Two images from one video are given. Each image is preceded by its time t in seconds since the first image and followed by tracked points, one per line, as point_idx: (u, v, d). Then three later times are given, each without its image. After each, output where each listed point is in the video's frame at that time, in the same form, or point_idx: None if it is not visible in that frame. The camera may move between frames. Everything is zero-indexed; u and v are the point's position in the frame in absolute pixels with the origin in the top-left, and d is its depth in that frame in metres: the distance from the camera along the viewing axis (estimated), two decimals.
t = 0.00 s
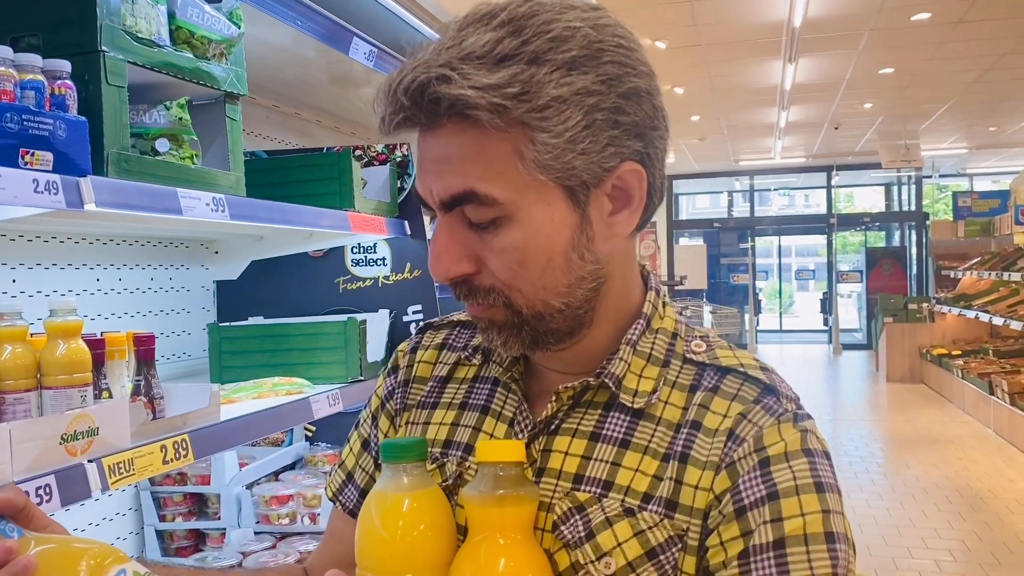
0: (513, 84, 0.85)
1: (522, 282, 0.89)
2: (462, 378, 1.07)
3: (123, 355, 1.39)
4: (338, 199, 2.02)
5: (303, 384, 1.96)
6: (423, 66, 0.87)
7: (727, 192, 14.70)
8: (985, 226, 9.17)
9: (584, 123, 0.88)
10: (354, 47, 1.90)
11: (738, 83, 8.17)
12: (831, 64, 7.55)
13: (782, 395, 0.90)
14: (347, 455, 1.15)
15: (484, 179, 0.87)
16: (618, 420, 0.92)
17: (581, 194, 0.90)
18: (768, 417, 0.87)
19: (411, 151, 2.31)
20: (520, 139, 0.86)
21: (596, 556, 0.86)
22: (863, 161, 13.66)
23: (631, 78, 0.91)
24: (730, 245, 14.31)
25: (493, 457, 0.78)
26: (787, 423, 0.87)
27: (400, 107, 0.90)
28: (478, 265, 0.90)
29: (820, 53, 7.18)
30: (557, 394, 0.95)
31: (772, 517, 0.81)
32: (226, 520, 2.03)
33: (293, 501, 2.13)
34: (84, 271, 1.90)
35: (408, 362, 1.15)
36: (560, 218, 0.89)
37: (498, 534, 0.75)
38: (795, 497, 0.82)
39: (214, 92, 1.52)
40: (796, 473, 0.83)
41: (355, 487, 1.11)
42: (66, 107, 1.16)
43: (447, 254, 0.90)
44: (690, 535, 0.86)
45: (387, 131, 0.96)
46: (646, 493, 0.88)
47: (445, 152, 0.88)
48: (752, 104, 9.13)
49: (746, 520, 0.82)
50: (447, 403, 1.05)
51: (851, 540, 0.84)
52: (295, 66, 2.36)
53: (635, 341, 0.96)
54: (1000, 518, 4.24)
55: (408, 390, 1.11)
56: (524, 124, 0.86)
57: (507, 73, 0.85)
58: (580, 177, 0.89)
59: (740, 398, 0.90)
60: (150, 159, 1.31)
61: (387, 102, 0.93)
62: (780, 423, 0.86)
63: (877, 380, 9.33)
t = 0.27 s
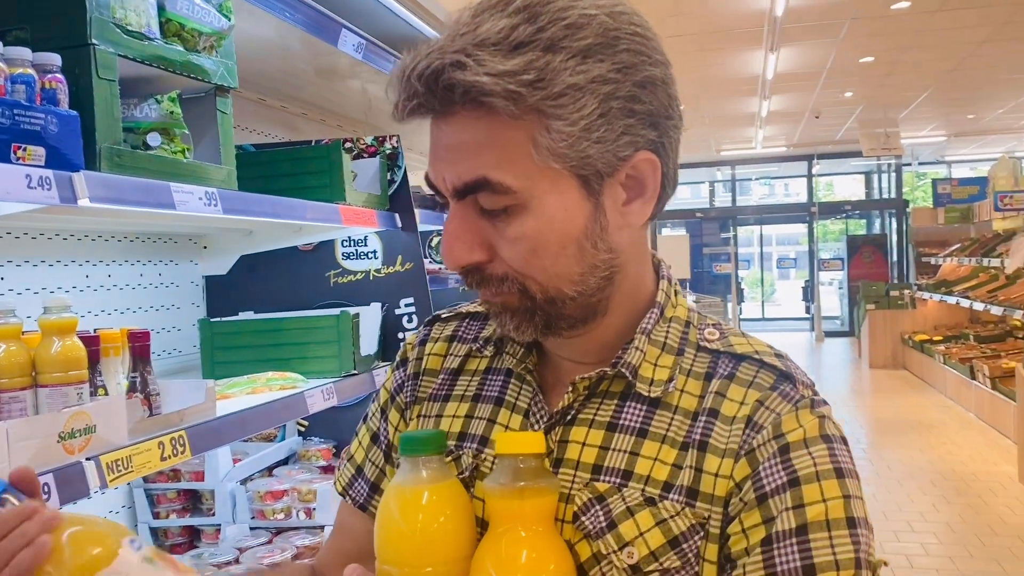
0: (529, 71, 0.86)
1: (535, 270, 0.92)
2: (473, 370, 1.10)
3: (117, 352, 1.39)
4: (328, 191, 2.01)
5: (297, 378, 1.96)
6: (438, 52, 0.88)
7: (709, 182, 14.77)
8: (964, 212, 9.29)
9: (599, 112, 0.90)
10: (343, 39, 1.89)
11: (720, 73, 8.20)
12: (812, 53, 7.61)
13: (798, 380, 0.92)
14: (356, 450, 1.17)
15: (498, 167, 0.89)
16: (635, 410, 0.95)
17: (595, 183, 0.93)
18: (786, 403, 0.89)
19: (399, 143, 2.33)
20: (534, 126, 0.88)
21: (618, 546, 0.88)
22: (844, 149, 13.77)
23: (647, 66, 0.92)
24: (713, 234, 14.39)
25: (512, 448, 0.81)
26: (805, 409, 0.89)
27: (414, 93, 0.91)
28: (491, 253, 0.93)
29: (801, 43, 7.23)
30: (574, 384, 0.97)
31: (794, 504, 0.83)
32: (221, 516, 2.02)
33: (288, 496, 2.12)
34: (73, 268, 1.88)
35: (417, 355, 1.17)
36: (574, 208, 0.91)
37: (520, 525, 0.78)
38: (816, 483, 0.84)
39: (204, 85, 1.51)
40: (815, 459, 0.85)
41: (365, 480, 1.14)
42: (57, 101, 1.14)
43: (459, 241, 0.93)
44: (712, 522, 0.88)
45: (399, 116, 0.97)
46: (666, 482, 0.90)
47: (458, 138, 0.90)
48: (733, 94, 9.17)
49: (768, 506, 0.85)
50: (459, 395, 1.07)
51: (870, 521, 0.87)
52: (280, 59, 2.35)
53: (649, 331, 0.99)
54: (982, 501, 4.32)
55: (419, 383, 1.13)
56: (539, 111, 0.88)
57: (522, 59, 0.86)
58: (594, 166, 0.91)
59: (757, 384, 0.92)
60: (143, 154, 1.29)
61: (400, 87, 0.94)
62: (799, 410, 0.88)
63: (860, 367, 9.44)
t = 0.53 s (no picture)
0: (566, 83, 0.89)
1: (567, 276, 0.96)
2: (506, 370, 1.14)
3: (126, 353, 1.37)
4: (327, 187, 2.00)
5: (299, 376, 1.95)
6: (476, 61, 0.92)
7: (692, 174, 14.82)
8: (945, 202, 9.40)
9: (635, 124, 0.93)
10: (340, 36, 1.89)
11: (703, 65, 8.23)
12: (794, 45, 7.65)
13: (834, 376, 0.94)
14: (389, 450, 1.21)
15: (533, 177, 0.93)
16: (672, 408, 0.98)
17: (628, 192, 0.97)
18: (823, 399, 0.92)
19: (395, 140, 2.31)
20: (569, 137, 0.92)
21: (661, 543, 0.92)
22: (825, 140, 13.88)
23: (682, 79, 0.96)
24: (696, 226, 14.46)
25: (553, 448, 0.83)
26: (842, 404, 0.91)
27: (452, 99, 0.95)
28: (524, 257, 0.98)
29: (785, 35, 7.28)
30: (611, 384, 1.01)
31: (836, 498, 0.86)
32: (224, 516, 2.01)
33: (290, 494, 2.09)
34: (70, 269, 1.86)
35: (448, 355, 1.21)
36: (607, 216, 0.96)
37: (564, 524, 0.81)
38: (856, 477, 0.86)
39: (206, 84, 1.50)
40: (855, 454, 0.87)
41: (399, 482, 1.17)
42: (65, 102, 1.13)
43: (492, 246, 0.98)
44: (754, 517, 0.91)
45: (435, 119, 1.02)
46: (707, 479, 0.93)
47: (495, 144, 0.94)
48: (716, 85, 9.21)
49: (809, 502, 0.87)
50: (493, 395, 1.12)
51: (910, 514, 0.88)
52: (271, 56, 2.33)
53: (685, 329, 1.02)
54: (967, 487, 4.39)
55: (450, 384, 1.17)
56: (576, 123, 0.91)
57: (560, 71, 0.89)
58: (628, 176, 0.96)
59: (793, 381, 0.95)
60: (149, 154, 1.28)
61: (438, 91, 0.98)
62: (836, 406, 0.91)
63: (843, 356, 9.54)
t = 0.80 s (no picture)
0: (591, 68, 0.92)
1: (591, 259, 0.98)
2: (527, 354, 1.16)
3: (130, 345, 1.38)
4: (324, 178, 2.01)
5: (300, 368, 1.96)
6: (500, 49, 0.95)
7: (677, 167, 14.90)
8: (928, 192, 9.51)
9: (657, 107, 0.96)
10: (336, 27, 1.89)
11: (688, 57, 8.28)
12: (779, 37, 7.72)
13: (853, 354, 0.97)
14: (415, 435, 1.25)
15: (559, 162, 0.96)
16: (693, 387, 1.00)
17: (652, 174, 0.99)
18: (842, 376, 0.94)
19: (391, 132, 2.31)
20: (594, 121, 0.95)
21: (685, 517, 0.95)
22: (808, 131, 13.98)
23: (703, 62, 0.98)
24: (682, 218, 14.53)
25: (579, 425, 0.85)
26: (861, 381, 0.94)
27: (477, 88, 0.98)
28: (548, 242, 0.99)
29: (769, 27, 7.34)
30: (633, 364, 1.03)
31: (857, 472, 0.88)
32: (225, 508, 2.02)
33: (290, 486, 2.13)
34: (68, 263, 1.85)
35: (470, 340, 1.24)
36: (631, 198, 0.98)
37: (588, 499, 0.83)
38: (876, 451, 0.88)
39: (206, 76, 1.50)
40: (875, 428, 0.89)
41: (425, 465, 1.20)
42: (71, 94, 1.13)
43: (517, 231, 0.99)
44: (775, 492, 0.93)
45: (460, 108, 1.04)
46: (728, 455, 0.96)
47: (519, 131, 0.97)
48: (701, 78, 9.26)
49: (831, 475, 0.90)
50: (515, 377, 1.15)
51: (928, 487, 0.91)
52: (263, 49, 2.33)
53: (705, 311, 1.05)
54: (953, 472, 4.46)
55: (473, 367, 1.20)
56: (601, 107, 0.94)
57: (583, 56, 0.92)
58: (652, 158, 0.98)
59: (812, 359, 0.97)
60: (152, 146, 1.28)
61: (462, 81, 1.01)
62: (855, 382, 0.94)
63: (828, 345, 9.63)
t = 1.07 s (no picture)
0: (613, 54, 0.94)
1: (607, 245, 1.01)
2: (536, 338, 1.19)
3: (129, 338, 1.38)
4: (317, 172, 2.00)
5: (296, 361, 1.97)
6: (521, 35, 0.96)
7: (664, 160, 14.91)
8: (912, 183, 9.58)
9: (677, 92, 0.98)
10: (328, 19, 1.89)
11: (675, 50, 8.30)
12: (764, 30, 7.76)
13: (860, 332, 1.00)
14: (425, 421, 1.29)
15: (578, 148, 0.98)
16: (703, 367, 1.04)
17: (668, 159, 1.02)
18: (851, 353, 0.98)
19: (383, 124, 2.29)
20: (614, 107, 0.97)
21: (698, 495, 0.99)
22: (794, 124, 14.05)
23: (720, 48, 1.00)
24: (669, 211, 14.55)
25: (590, 406, 0.90)
26: (869, 358, 0.97)
27: (497, 74, 0.99)
28: (564, 228, 1.03)
29: (756, 18, 7.35)
30: (644, 345, 1.06)
31: (868, 446, 0.91)
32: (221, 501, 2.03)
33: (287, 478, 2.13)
34: (60, 258, 1.85)
35: (477, 325, 1.26)
36: (647, 183, 1.01)
37: (602, 477, 0.87)
38: (886, 425, 0.92)
39: (201, 68, 1.50)
40: (884, 403, 0.93)
41: (437, 450, 1.25)
42: (69, 85, 1.13)
43: (535, 218, 1.02)
44: (787, 468, 0.98)
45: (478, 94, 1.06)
46: (740, 433, 1.00)
47: (537, 118, 0.99)
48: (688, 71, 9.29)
49: (842, 450, 0.93)
50: (524, 361, 1.18)
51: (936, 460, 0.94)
52: (252, 42, 2.32)
53: (715, 292, 1.08)
54: (941, 459, 4.50)
55: (481, 352, 1.23)
56: (621, 94, 0.96)
57: (605, 43, 0.94)
58: (669, 144, 1.01)
59: (821, 338, 1.01)
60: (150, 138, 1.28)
61: (480, 65, 1.02)
62: (864, 359, 0.97)
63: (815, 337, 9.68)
